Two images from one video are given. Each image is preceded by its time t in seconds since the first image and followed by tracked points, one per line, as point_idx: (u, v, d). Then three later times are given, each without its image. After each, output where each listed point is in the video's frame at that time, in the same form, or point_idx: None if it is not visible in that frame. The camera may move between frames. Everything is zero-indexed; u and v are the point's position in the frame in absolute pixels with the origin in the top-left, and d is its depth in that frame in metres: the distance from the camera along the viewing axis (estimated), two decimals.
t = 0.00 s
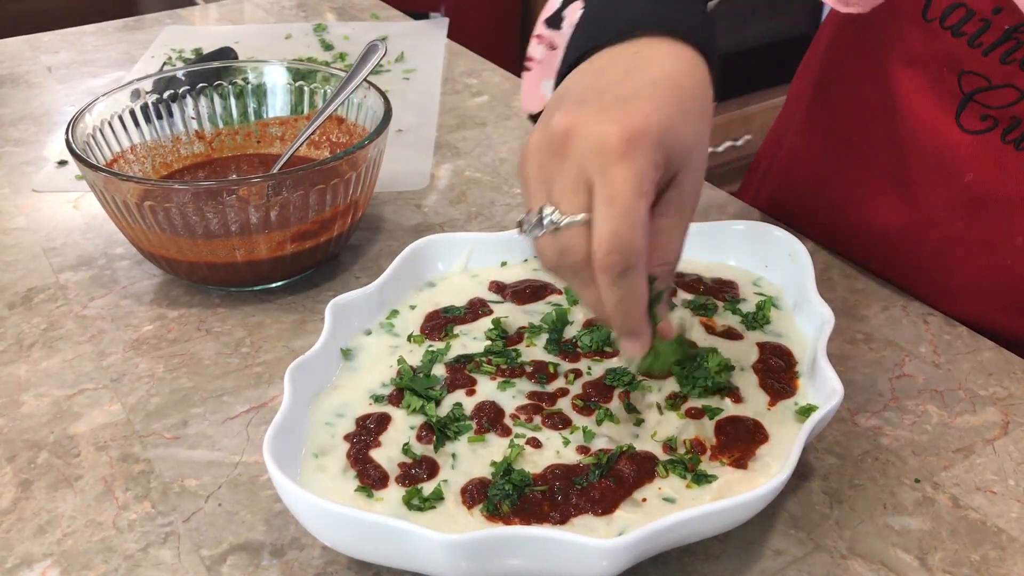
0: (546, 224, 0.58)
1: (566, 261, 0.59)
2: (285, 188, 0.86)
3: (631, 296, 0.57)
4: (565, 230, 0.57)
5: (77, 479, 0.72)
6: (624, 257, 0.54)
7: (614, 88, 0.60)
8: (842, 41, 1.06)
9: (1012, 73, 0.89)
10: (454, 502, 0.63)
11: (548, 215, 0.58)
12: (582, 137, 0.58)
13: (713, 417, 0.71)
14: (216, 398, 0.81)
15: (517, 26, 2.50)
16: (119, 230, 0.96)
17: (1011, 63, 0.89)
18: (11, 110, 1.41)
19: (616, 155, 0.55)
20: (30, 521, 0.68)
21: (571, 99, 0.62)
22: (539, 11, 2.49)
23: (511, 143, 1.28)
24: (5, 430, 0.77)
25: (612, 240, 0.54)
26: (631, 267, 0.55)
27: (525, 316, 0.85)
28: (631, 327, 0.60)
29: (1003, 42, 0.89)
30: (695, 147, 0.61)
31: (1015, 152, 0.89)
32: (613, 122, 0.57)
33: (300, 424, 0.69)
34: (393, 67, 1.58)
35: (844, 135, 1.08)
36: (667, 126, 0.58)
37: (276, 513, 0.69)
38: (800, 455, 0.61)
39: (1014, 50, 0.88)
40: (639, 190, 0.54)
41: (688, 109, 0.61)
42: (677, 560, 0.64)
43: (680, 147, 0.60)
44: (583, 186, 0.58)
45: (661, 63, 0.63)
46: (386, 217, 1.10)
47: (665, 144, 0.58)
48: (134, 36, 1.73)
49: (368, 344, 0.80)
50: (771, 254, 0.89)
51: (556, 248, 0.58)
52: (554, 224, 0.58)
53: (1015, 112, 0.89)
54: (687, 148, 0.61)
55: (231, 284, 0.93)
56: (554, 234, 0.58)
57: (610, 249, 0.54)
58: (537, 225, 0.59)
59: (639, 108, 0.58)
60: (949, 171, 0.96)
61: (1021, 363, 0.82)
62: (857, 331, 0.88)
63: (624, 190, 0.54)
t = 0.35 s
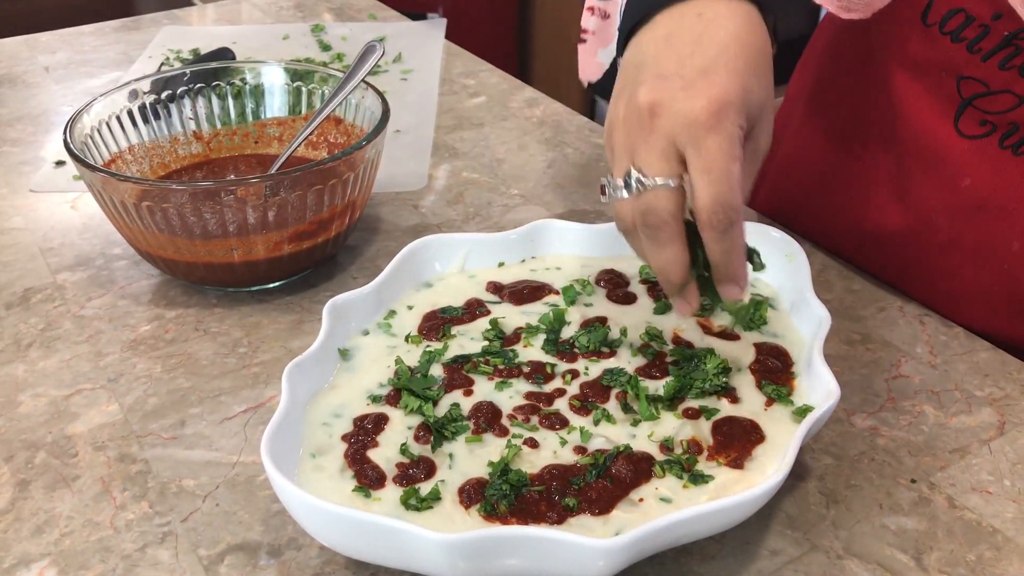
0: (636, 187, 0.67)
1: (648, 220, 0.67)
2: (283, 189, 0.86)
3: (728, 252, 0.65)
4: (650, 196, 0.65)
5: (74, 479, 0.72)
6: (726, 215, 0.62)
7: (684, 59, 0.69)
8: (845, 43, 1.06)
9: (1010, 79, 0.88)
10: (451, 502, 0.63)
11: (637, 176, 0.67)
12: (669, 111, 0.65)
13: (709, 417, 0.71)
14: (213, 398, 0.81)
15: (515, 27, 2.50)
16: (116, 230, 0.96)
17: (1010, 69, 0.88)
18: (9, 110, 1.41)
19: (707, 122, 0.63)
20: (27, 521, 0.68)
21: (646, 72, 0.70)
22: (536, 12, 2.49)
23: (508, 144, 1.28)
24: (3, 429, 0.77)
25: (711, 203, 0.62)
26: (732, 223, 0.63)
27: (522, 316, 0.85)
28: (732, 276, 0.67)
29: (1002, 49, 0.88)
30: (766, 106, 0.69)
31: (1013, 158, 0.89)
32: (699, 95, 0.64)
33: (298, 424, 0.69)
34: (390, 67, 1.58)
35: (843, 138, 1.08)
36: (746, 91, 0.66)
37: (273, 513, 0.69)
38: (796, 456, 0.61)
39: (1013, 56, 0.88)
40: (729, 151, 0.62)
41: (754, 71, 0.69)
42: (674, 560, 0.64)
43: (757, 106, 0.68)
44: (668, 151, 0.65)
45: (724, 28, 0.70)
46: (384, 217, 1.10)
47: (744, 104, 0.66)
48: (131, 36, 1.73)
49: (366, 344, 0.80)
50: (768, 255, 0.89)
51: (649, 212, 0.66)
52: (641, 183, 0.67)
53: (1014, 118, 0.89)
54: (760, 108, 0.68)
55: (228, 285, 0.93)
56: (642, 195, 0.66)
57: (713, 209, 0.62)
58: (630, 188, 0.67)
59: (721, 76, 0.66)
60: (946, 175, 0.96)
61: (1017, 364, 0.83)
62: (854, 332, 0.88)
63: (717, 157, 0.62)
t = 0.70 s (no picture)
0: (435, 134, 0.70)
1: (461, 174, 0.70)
2: (281, 189, 0.86)
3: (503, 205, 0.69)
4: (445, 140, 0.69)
5: (72, 479, 0.72)
6: (498, 171, 0.66)
7: (515, 26, 0.70)
8: (840, 39, 1.07)
9: (1000, 71, 0.89)
10: (449, 503, 0.64)
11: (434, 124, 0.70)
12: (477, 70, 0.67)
13: (707, 417, 0.71)
14: (212, 399, 0.81)
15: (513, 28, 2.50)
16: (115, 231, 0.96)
17: (999, 62, 0.88)
18: (7, 111, 1.41)
19: (504, 80, 0.65)
20: (26, 522, 0.68)
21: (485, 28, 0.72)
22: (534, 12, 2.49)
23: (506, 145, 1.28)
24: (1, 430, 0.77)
25: (490, 157, 0.65)
26: (504, 179, 0.66)
27: (520, 316, 0.85)
28: (507, 236, 0.71)
29: (991, 41, 0.89)
30: (584, 84, 0.70)
31: (1003, 151, 0.89)
32: (505, 51, 0.67)
33: (296, 424, 0.69)
34: (388, 68, 1.58)
35: (838, 134, 1.09)
36: (557, 61, 0.67)
37: (272, 513, 0.69)
38: (794, 456, 0.61)
39: (1002, 48, 0.88)
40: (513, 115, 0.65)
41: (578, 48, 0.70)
42: (672, 560, 0.65)
43: (571, 82, 0.69)
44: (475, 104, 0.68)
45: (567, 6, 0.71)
46: (382, 218, 1.10)
47: (549, 75, 0.67)
48: (128, 37, 1.73)
49: (364, 345, 0.80)
50: (766, 255, 0.89)
51: (448, 158, 0.69)
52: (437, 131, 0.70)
53: (1002, 110, 0.89)
54: (578, 83, 0.70)
55: (227, 286, 0.93)
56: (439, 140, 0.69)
57: (488, 161, 0.65)
58: (431, 133, 0.71)
59: (532, 42, 0.67)
60: (937, 169, 0.96)
61: (1014, 364, 0.83)
62: (851, 332, 0.88)
63: (505, 115, 0.65)
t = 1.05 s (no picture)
0: (319, 226, 0.53)
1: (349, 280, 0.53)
2: (285, 190, 0.86)
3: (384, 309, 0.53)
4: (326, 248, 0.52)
5: (77, 480, 0.72)
6: (380, 268, 0.50)
7: (414, 106, 0.52)
8: (839, 38, 1.07)
9: (1000, 70, 0.90)
10: (454, 503, 0.64)
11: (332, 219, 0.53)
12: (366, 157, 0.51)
13: (711, 417, 0.72)
14: (215, 400, 0.81)
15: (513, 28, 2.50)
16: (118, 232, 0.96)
17: (999, 61, 0.89)
18: (9, 113, 1.41)
19: (395, 170, 0.49)
20: (30, 523, 0.68)
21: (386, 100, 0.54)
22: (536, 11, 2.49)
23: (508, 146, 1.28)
24: (4, 432, 0.77)
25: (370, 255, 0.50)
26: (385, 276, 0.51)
27: (524, 317, 0.85)
28: (387, 340, 0.55)
29: (991, 41, 0.90)
30: (497, 173, 0.54)
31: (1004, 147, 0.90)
32: (401, 132, 0.50)
33: (301, 424, 0.69)
34: (390, 69, 1.58)
35: (839, 132, 1.09)
36: (461, 147, 0.51)
37: (276, 514, 0.69)
38: (798, 456, 0.61)
39: (1002, 48, 0.89)
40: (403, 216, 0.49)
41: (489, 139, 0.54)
42: (676, 561, 0.65)
43: (482, 172, 0.53)
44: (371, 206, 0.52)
45: (481, 87, 0.56)
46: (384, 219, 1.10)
47: (454, 165, 0.51)
48: (130, 38, 1.73)
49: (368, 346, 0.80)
50: (769, 256, 0.89)
51: (327, 254, 0.53)
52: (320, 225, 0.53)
53: (1005, 108, 0.90)
54: (491, 174, 0.54)
55: (230, 287, 0.93)
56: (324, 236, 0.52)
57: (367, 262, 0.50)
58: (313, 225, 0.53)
59: (433, 125, 0.51)
60: (938, 167, 0.96)
61: (1017, 364, 0.83)
62: (854, 332, 0.88)
63: (392, 207, 0.49)
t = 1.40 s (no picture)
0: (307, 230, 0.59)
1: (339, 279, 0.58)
2: (286, 191, 0.86)
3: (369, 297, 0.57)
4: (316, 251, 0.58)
5: (78, 481, 0.72)
6: (377, 275, 0.55)
7: (411, 116, 0.61)
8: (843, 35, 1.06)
9: (1000, 68, 0.89)
10: (456, 504, 0.63)
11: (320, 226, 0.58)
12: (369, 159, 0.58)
13: (714, 418, 0.71)
14: (217, 401, 0.81)
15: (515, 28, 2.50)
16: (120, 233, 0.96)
17: (998, 59, 0.89)
18: (11, 113, 1.41)
19: (393, 176, 0.56)
20: (32, 524, 0.68)
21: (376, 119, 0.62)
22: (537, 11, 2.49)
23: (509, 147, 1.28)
24: (6, 433, 0.77)
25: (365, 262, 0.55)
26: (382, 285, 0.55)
27: (526, 318, 0.85)
28: (370, 358, 0.58)
29: (991, 39, 0.89)
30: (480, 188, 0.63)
31: (1005, 146, 0.90)
32: (396, 141, 0.58)
33: (303, 425, 0.69)
34: (392, 70, 1.58)
35: (841, 129, 1.09)
36: (450, 159, 0.60)
37: (278, 515, 0.69)
38: (801, 456, 0.61)
39: (1002, 45, 0.88)
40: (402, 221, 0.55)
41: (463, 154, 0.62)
42: (679, 562, 0.64)
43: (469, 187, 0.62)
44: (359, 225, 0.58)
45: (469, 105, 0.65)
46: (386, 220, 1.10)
47: (445, 175, 0.59)
48: (131, 39, 1.73)
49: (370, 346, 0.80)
50: (773, 256, 0.89)
51: (313, 258, 0.58)
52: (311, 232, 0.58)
53: (1005, 106, 0.90)
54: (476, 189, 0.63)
55: (232, 287, 0.93)
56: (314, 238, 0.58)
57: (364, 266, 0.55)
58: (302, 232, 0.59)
59: (430, 137, 0.59)
60: (938, 165, 0.96)
61: (1020, 365, 0.83)
62: (857, 332, 0.88)
63: (389, 212, 0.55)
